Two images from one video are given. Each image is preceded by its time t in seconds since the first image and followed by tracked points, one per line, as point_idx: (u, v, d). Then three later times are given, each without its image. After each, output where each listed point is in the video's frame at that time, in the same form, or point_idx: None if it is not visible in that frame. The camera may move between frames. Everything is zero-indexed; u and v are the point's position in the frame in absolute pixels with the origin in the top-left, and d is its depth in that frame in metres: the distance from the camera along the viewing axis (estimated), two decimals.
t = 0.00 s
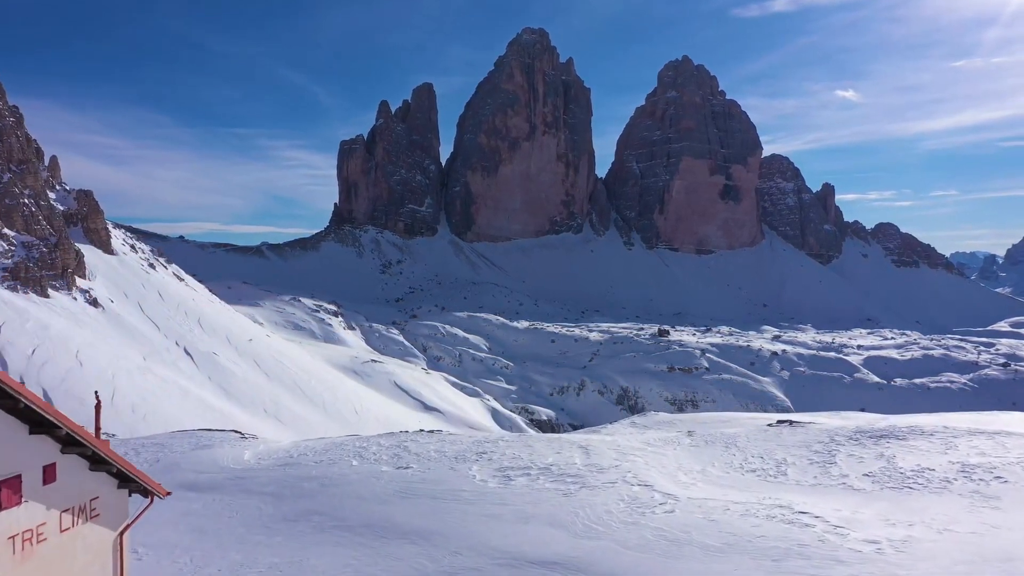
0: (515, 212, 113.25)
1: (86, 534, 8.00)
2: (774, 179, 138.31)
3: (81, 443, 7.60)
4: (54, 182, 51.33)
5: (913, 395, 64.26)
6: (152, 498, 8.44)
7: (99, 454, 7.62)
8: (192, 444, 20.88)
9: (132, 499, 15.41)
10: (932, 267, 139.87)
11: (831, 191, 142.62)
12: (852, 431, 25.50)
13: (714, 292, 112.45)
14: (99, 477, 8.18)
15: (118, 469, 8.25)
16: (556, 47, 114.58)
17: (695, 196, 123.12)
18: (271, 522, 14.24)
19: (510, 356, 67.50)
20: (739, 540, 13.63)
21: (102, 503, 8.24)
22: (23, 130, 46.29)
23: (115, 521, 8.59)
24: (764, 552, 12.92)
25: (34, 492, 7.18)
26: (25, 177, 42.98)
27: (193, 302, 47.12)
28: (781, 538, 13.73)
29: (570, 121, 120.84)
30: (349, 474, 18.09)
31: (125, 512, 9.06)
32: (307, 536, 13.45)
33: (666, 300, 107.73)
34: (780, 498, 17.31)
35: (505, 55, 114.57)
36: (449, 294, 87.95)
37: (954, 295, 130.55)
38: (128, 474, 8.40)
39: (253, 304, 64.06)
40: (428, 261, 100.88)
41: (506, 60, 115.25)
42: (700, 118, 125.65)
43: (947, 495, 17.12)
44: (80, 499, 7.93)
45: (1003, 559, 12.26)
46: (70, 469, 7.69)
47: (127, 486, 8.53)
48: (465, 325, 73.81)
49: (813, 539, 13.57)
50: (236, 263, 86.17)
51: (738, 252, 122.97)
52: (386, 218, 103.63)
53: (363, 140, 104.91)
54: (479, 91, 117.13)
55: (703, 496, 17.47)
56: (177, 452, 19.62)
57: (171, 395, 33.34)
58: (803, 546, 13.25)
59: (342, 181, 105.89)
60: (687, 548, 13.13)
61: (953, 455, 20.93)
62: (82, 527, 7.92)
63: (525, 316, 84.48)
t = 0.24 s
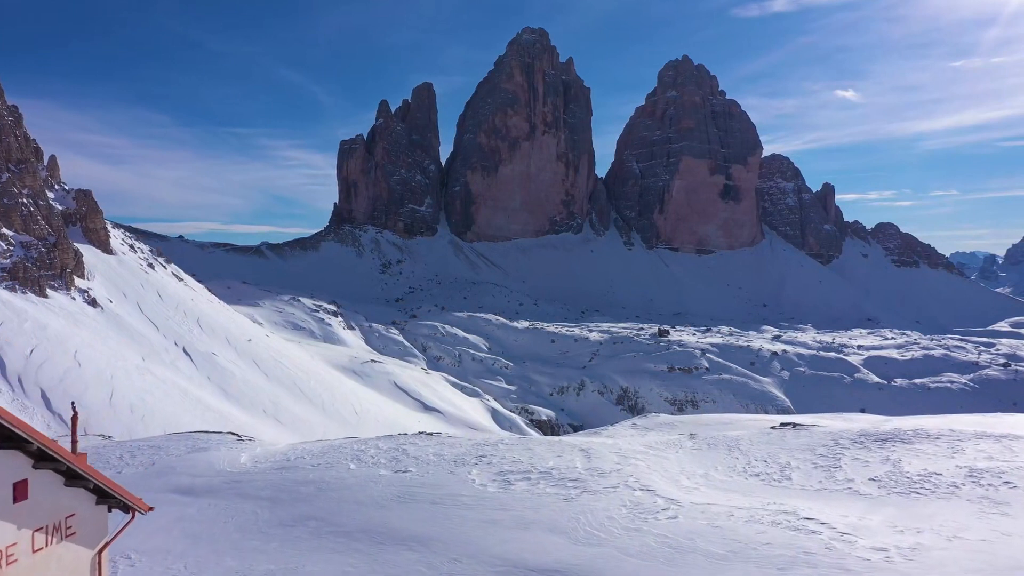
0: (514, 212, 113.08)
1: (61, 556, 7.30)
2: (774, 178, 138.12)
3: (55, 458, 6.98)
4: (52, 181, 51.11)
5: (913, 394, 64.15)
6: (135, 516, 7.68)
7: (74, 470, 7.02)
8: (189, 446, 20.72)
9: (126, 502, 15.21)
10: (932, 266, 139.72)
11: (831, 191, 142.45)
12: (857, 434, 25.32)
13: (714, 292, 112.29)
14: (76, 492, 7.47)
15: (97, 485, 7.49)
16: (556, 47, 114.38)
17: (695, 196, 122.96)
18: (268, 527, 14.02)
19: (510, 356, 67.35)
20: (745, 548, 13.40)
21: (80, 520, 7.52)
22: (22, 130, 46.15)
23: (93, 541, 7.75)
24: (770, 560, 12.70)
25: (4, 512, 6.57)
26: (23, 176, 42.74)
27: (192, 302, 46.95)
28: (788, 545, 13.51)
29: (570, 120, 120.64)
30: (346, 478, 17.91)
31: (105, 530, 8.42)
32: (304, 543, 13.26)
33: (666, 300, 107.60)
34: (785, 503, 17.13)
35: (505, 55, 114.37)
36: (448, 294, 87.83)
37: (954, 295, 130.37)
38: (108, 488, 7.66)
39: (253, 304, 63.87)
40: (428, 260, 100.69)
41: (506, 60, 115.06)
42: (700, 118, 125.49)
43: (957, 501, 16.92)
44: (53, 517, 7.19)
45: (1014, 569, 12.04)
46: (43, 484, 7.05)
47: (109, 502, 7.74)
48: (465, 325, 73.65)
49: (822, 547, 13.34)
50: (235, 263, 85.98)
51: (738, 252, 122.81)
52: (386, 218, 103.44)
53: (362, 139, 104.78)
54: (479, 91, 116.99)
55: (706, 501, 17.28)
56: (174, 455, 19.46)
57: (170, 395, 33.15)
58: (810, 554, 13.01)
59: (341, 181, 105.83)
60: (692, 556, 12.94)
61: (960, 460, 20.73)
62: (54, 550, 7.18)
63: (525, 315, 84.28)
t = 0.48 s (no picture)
0: (514, 212, 112.88)
1: None
2: (774, 178, 137.85)
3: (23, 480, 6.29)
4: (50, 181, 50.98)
5: (914, 395, 63.93)
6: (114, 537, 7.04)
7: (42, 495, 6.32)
8: (185, 449, 20.53)
9: (120, 507, 15.00)
10: (932, 266, 139.50)
11: (831, 191, 142.22)
12: (863, 438, 25.08)
13: (714, 292, 112.08)
14: (46, 514, 6.73)
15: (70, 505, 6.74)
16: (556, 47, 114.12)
17: (695, 196, 122.77)
18: (263, 534, 13.81)
19: (510, 356, 67.18)
20: (752, 558, 13.17)
21: (50, 543, 6.77)
22: (20, 130, 46.02)
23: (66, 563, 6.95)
24: (777, 571, 12.47)
25: None
26: (22, 176, 42.55)
27: (191, 302, 46.75)
28: (796, 555, 13.26)
29: (570, 120, 120.40)
30: (344, 483, 17.69)
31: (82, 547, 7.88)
32: (299, 551, 13.05)
33: (666, 300, 107.42)
34: (791, 510, 16.91)
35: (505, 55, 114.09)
36: (448, 294, 87.67)
37: (954, 295, 130.17)
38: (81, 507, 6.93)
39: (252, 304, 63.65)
40: (428, 261, 100.47)
41: (506, 59, 114.81)
42: (700, 117, 125.25)
43: (967, 508, 16.70)
44: (19, 541, 6.44)
45: None
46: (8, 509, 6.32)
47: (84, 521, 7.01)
48: (464, 325, 73.46)
49: (830, 557, 13.12)
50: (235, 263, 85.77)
51: (738, 252, 122.59)
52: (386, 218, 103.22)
53: (362, 139, 104.62)
54: (479, 91, 116.79)
55: (710, 507, 17.05)
56: (169, 458, 19.24)
57: (169, 396, 32.96)
58: (818, 565, 12.77)
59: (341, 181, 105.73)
60: (696, 566, 12.71)
61: (969, 465, 20.48)
62: None
63: (524, 315, 84.06)
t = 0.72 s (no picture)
0: (514, 212, 112.70)
1: None
2: (775, 178, 137.62)
3: None
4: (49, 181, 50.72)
5: (915, 395, 63.73)
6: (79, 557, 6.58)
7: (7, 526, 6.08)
8: (181, 452, 20.32)
9: (114, 512, 14.79)
10: (932, 266, 139.32)
11: (831, 191, 142.02)
12: (870, 442, 24.86)
13: (714, 292, 111.87)
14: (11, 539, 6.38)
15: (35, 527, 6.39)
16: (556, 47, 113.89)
17: (695, 196, 122.56)
18: (258, 541, 13.61)
19: (510, 356, 67.01)
20: (760, 568, 12.94)
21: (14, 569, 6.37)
22: (20, 130, 45.76)
23: None
24: None
25: None
26: (20, 176, 42.32)
27: (190, 302, 46.56)
28: (805, 566, 13.03)
29: (569, 120, 120.18)
30: (341, 488, 17.47)
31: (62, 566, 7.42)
32: (294, 559, 12.85)
33: (666, 300, 107.23)
34: (797, 516, 16.70)
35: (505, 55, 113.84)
36: (448, 294, 87.50)
37: (954, 295, 130.01)
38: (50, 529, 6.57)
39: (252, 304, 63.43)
40: (428, 261, 100.26)
41: (506, 59, 114.57)
42: (699, 117, 125.02)
43: (978, 516, 16.47)
44: None
45: None
46: None
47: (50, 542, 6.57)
48: (464, 325, 73.27)
49: (840, 568, 12.89)
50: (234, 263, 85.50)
51: (738, 252, 122.41)
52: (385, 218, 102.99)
53: (362, 139, 104.46)
54: (478, 91, 116.61)
55: (715, 514, 16.84)
56: (165, 462, 19.05)
57: (167, 396, 32.75)
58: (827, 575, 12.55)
59: (341, 181, 105.60)
60: None
61: (978, 471, 20.25)
62: None
63: (524, 316, 83.85)
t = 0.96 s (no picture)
0: (514, 211, 112.52)
1: None
2: (775, 178, 137.41)
3: None
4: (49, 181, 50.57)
5: (916, 396, 63.54)
6: None
7: None
8: (177, 455, 20.13)
9: (108, 518, 14.62)
10: (932, 266, 139.14)
11: (831, 191, 141.83)
12: (875, 445, 24.69)
13: (715, 292, 111.67)
14: None
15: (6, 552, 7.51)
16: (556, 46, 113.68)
17: (695, 196, 122.34)
18: (253, 548, 13.42)
19: (509, 356, 66.84)
20: None
21: None
22: (19, 130, 45.59)
23: None
24: None
25: None
26: (19, 176, 42.12)
27: (189, 302, 46.38)
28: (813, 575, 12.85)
29: (570, 120, 119.99)
30: (338, 493, 17.27)
31: None
32: (290, 566, 12.66)
33: (666, 300, 107.05)
34: (803, 523, 16.51)
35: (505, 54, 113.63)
36: (447, 294, 87.33)
37: (954, 294, 129.87)
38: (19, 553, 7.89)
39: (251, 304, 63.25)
40: (428, 261, 100.11)
41: (506, 59, 114.35)
42: (700, 117, 124.78)
43: (987, 522, 16.28)
44: None
45: None
46: None
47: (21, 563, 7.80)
48: (464, 325, 73.10)
49: None
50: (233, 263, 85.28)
51: (738, 252, 122.25)
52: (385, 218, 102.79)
53: (361, 139, 104.21)
54: (478, 91, 116.43)
55: (719, 520, 16.67)
56: (161, 465, 18.86)
57: (166, 396, 32.57)
58: None
59: (341, 181, 105.39)
60: None
61: (985, 476, 20.07)
62: None
63: (524, 316, 83.67)
